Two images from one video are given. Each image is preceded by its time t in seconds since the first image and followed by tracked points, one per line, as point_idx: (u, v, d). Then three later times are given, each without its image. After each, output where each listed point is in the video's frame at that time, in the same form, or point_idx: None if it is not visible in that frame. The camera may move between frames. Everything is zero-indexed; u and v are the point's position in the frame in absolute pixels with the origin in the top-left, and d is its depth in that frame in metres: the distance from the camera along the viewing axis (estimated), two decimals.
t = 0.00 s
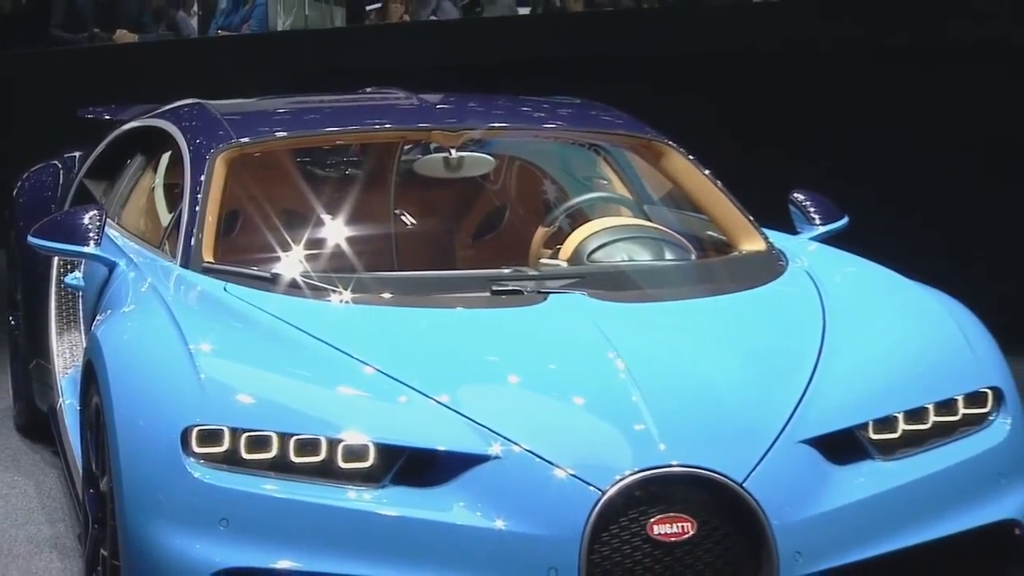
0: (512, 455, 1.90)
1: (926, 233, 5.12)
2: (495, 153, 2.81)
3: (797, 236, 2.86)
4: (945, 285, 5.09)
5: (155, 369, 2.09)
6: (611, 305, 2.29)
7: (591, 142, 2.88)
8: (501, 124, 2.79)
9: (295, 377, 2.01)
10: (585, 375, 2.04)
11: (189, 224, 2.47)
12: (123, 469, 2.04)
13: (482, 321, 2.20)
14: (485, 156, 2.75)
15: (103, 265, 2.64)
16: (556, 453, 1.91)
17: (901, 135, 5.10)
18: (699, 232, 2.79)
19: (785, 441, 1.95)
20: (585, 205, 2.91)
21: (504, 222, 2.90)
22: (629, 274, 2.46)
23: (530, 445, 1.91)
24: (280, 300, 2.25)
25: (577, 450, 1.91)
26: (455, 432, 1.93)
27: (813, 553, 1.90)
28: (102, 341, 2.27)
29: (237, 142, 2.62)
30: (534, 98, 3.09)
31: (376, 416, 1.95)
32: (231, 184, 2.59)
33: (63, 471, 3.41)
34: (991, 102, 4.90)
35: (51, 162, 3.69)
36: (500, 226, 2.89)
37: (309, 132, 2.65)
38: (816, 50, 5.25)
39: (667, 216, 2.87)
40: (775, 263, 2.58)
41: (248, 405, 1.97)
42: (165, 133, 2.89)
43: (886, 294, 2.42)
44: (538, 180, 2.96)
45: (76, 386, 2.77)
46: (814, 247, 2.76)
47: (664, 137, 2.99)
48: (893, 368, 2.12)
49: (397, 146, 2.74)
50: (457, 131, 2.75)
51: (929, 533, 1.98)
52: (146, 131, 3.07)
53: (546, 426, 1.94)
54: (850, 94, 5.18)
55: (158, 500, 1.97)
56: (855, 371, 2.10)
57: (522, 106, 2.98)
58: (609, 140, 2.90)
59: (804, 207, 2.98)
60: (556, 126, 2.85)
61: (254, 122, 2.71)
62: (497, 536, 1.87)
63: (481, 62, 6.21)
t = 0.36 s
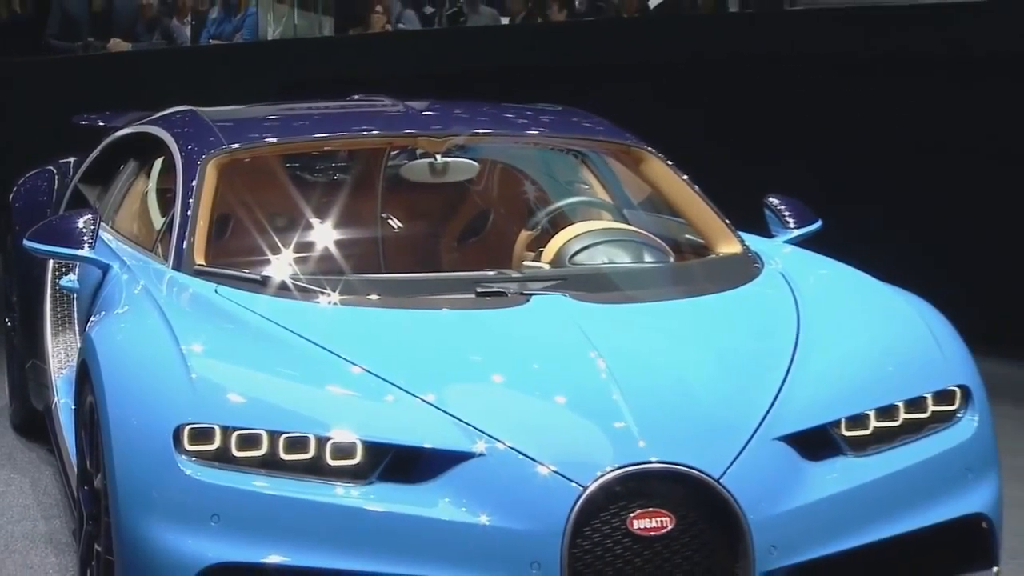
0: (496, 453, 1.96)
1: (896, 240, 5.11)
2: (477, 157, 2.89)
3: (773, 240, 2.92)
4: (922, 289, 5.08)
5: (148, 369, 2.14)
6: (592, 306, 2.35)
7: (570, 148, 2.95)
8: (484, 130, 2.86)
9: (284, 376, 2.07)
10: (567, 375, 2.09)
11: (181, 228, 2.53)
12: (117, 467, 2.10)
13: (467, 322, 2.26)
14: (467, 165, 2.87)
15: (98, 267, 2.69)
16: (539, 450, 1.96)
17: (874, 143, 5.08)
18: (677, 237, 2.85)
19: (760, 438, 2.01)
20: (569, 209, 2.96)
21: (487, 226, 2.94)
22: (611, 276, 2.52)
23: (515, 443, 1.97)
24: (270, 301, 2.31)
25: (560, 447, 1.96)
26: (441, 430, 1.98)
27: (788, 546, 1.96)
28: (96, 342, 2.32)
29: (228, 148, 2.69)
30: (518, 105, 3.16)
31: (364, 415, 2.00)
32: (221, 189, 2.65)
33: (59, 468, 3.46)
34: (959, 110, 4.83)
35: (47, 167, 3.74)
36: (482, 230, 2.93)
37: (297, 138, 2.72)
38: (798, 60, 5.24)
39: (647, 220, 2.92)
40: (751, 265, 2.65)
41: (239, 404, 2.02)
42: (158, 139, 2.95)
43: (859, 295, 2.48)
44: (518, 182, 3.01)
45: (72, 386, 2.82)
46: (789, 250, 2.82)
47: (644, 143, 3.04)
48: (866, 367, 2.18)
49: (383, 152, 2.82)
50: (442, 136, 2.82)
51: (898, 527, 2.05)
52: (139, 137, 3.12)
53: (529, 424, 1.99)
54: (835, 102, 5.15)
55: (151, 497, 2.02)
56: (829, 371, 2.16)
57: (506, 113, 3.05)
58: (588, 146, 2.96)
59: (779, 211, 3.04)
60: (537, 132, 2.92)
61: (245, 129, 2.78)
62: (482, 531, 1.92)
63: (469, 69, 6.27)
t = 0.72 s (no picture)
0: (482, 448, 2.01)
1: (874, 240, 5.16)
2: (463, 159, 2.94)
3: (751, 241, 2.99)
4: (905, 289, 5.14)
5: (143, 367, 2.19)
6: (576, 306, 2.41)
7: (551, 152, 3.02)
8: (469, 134, 2.94)
9: (275, 374, 2.12)
10: (551, 372, 2.15)
11: (174, 230, 2.59)
12: (113, 463, 2.15)
13: (454, 322, 2.32)
14: (455, 168, 2.91)
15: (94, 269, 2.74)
16: (523, 446, 2.02)
17: (855, 147, 5.16)
18: (656, 239, 2.90)
19: (738, 434, 2.07)
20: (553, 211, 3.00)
21: (473, 227, 3.02)
22: (595, 277, 2.58)
23: (500, 440, 2.02)
24: (261, 302, 2.37)
25: (544, 443, 2.02)
26: (428, 427, 2.03)
27: (765, 538, 2.02)
28: (92, 342, 2.38)
29: (221, 152, 2.75)
30: (504, 111, 3.23)
31: (353, 412, 2.05)
32: (214, 192, 2.70)
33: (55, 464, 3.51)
34: (937, 115, 4.91)
35: (43, 171, 3.80)
36: (469, 232, 3.00)
37: (289, 143, 2.78)
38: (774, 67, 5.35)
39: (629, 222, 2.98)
40: (729, 266, 2.71)
41: (231, 402, 2.07)
42: (153, 143, 3.00)
43: (835, 295, 2.55)
44: (501, 181, 3.07)
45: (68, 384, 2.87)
46: (766, 251, 2.90)
47: (626, 148, 3.11)
48: (841, 365, 2.25)
49: (372, 157, 2.88)
50: (429, 140, 2.90)
51: (871, 520, 2.11)
52: (134, 141, 3.17)
53: (514, 421, 2.05)
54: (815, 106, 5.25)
55: (146, 493, 2.07)
56: (805, 368, 2.23)
57: (492, 118, 3.12)
58: (569, 150, 3.03)
59: (757, 213, 3.11)
60: (522, 137, 2.99)
61: (237, 134, 2.84)
62: (468, 524, 1.98)
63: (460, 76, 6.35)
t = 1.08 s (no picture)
0: (475, 446, 2.07)
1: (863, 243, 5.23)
2: (457, 166, 3.01)
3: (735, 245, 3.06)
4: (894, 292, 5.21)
5: (144, 367, 2.26)
6: (567, 308, 2.48)
7: (542, 158, 3.09)
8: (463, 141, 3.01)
9: (274, 374, 2.18)
10: (542, 372, 2.22)
11: (176, 235, 2.65)
12: (116, 461, 2.21)
13: (448, 323, 2.38)
14: (447, 173, 2.98)
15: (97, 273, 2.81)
16: (515, 444, 2.08)
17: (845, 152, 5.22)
18: (643, 243, 2.97)
19: (723, 432, 2.13)
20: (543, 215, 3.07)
21: (467, 232, 3.06)
22: (585, 280, 2.65)
23: (493, 438, 2.08)
24: (260, 304, 2.43)
25: (535, 441, 2.08)
26: (423, 425, 2.09)
27: (749, 534, 2.08)
28: (95, 343, 2.44)
29: (221, 159, 2.82)
30: (496, 118, 3.30)
31: (349, 411, 2.11)
32: (215, 198, 2.77)
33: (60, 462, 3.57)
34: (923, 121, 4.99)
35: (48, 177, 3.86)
36: (463, 236, 3.05)
37: (287, 150, 2.86)
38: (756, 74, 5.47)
39: (617, 227, 3.05)
40: (715, 269, 2.78)
41: (231, 401, 2.13)
42: (155, 150, 3.07)
43: (818, 297, 2.62)
44: (492, 185, 3.11)
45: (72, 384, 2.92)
46: (750, 255, 2.96)
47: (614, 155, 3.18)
48: (823, 365, 2.31)
49: (368, 163, 2.95)
50: (424, 148, 2.97)
51: (852, 515, 2.17)
52: (136, 149, 3.24)
53: (506, 419, 2.11)
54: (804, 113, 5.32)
55: (147, 490, 2.13)
56: (788, 369, 2.29)
57: (484, 126, 3.19)
58: (559, 157, 3.10)
59: (741, 218, 3.18)
60: (514, 144, 3.06)
61: (236, 141, 2.92)
62: (461, 520, 2.03)
63: (456, 85, 6.41)
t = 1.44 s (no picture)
0: (470, 445, 2.13)
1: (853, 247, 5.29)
2: (452, 172, 3.08)
3: (721, 249, 3.12)
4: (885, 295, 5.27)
5: (148, 368, 2.32)
6: (559, 311, 2.54)
7: (535, 165, 3.15)
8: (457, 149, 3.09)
9: (274, 375, 2.25)
10: (534, 373, 2.28)
11: (178, 240, 2.72)
12: (119, 459, 2.27)
13: (443, 325, 2.45)
14: (442, 179, 3.07)
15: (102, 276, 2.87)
16: (507, 442, 2.14)
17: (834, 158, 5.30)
18: (632, 247, 3.04)
19: (710, 432, 2.20)
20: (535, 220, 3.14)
21: (462, 237, 3.14)
22: (577, 283, 2.71)
23: (487, 437, 2.14)
24: (260, 307, 2.49)
25: (527, 440, 2.14)
26: (418, 425, 2.16)
27: (735, 529, 2.14)
28: (99, 345, 2.50)
29: (222, 166, 2.89)
30: (490, 126, 3.37)
31: (347, 411, 2.18)
32: (216, 204, 2.83)
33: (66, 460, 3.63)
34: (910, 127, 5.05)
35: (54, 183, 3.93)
36: (459, 241, 3.12)
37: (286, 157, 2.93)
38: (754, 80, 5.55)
39: (607, 232, 3.12)
40: (702, 272, 2.85)
41: (232, 402, 2.20)
42: (159, 157, 3.13)
43: (803, 300, 2.68)
44: (485, 191, 3.19)
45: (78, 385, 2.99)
46: (737, 259, 3.03)
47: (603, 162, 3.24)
48: (807, 366, 2.38)
49: (366, 169, 3.01)
50: (419, 155, 3.05)
51: (835, 511, 2.24)
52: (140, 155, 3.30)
53: (499, 419, 2.17)
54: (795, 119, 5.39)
55: (150, 488, 2.19)
56: (773, 370, 2.36)
57: (478, 133, 3.25)
58: (551, 163, 3.16)
59: (727, 222, 3.24)
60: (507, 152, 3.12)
61: (237, 148, 2.99)
62: (455, 517, 2.09)
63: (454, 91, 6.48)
